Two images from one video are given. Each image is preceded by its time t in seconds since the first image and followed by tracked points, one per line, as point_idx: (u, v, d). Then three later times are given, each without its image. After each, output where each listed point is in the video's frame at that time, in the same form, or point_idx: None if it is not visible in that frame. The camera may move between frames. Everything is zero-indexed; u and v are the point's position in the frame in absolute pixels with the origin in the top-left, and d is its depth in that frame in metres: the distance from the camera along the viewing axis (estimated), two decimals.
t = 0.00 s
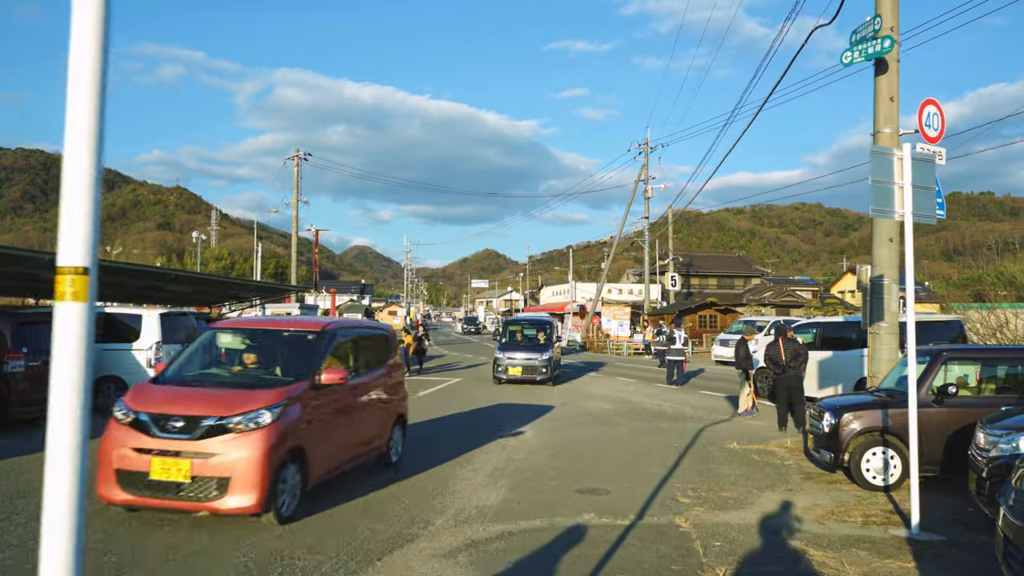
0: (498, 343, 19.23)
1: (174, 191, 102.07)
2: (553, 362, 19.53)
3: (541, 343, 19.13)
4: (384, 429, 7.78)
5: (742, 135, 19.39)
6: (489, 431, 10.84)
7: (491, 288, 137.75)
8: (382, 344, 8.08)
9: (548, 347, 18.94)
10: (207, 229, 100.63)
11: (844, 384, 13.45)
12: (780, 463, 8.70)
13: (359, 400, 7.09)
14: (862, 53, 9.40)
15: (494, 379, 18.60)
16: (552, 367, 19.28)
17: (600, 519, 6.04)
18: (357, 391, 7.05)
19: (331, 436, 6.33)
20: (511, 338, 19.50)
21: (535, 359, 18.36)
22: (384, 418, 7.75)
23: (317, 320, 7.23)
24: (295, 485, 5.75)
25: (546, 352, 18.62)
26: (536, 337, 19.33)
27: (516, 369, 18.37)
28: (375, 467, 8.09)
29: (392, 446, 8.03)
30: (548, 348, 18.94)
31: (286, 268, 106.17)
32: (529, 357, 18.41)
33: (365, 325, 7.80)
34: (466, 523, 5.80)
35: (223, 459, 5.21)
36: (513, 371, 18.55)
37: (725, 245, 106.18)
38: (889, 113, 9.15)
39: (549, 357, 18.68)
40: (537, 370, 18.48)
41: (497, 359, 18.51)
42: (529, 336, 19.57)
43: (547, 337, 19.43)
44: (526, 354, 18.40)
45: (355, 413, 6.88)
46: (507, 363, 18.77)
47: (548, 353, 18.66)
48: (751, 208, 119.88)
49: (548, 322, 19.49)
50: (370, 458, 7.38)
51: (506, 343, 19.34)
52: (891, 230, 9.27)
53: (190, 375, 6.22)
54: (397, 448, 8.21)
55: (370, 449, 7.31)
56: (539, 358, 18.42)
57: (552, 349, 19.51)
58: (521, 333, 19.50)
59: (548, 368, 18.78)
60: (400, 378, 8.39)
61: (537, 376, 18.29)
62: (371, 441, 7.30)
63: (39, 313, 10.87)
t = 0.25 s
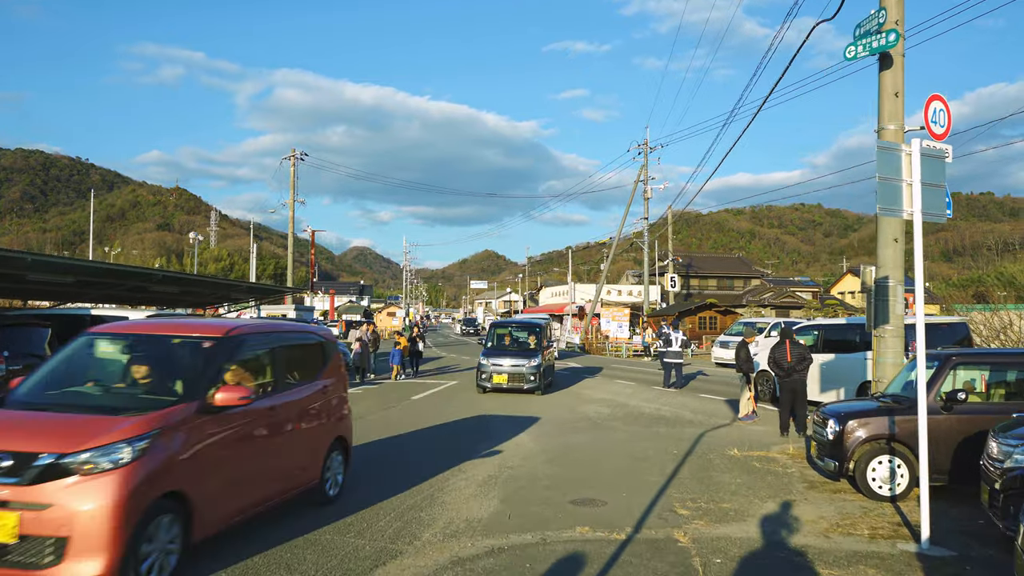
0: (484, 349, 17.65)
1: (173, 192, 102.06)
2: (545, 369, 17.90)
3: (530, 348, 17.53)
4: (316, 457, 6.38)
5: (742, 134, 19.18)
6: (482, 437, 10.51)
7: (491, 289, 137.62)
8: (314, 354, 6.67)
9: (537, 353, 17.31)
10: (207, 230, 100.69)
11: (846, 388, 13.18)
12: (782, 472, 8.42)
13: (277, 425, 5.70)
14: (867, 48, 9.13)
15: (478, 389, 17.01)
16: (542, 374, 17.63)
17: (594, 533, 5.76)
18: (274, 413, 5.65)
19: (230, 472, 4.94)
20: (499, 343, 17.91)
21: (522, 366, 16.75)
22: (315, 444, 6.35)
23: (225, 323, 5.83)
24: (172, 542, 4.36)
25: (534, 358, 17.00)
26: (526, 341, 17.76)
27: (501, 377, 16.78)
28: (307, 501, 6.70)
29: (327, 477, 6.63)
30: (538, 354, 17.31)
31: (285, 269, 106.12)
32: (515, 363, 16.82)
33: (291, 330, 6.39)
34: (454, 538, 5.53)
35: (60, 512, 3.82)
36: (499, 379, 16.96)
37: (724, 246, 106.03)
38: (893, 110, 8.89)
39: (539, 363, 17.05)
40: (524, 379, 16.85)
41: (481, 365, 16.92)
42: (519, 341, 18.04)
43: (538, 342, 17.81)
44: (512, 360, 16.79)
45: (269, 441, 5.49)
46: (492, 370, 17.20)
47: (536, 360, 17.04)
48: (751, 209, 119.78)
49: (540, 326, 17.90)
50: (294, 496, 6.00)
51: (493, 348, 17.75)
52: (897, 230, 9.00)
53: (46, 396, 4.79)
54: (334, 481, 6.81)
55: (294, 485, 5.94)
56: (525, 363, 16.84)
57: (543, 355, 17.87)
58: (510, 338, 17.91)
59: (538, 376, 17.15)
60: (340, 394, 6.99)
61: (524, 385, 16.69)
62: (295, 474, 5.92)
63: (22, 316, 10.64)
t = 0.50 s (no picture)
0: (465, 349, 15.64)
1: (173, 191, 101.97)
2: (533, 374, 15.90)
3: (516, 349, 15.52)
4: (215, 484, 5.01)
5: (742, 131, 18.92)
6: (477, 437, 10.20)
7: (491, 289, 137.37)
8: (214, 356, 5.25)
9: (523, 356, 15.28)
10: (206, 230, 100.52)
11: (850, 388, 12.89)
12: (785, 474, 8.15)
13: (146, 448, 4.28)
14: (873, 38, 8.84)
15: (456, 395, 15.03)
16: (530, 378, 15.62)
17: (590, 539, 5.48)
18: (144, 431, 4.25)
19: (62, 515, 3.56)
20: (481, 342, 15.88)
21: (506, 370, 14.70)
22: (211, 468, 4.96)
23: (76, 312, 4.38)
24: None
25: (520, 361, 14.99)
26: (512, 341, 15.75)
27: (482, 382, 14.77)
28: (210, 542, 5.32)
29: (230, 512, 5.23)
30: (524, 357, 15.31)
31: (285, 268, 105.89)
32: (499, 367, 14.78)
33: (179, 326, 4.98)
34: (442, 544, 5.26)
35: None
36: (479, 384, 14.93)
37: (725, 246, 105.79)
38: (900, 102, 8.59)
39: (525, 366, 15.03)
40: (509, 385, 14.86)
41: (460, 368, 14.89)
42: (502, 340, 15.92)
43: (526, 343, 15.82)
44: (495, 363, 14.78)
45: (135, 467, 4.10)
46: (473, 375, 15.02)
47: (523, 363, 15.05)
48: (751, 209, 119.56)
49: (528, 325, 15.90)
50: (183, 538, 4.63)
51: (475, 348, 15.73)
52: (904, 226, 8.73)
53: None
54: (240, 518, 5.37)
55: (176, 527, 4.53)
56: (510, 366, 14.87)
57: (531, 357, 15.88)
58: (493, 338, 15.87)
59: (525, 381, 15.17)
60: (250, 409, 5.55)
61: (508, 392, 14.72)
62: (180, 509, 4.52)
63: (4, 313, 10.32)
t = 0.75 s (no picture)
0: (441, 354, 13.82)
1: (172, 191, 101.69)
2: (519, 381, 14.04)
3: (499, 353, 13.68)
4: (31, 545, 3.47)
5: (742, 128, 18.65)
6: (472, 442, 9.89)
7: (490, 288, 137.05)
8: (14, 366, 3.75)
9: (506, 360, 13.40)
10: (205, 229, 100.23)
11: (854, 390, 12.62)
12: (789, 480, 7.87)
13: None
14: (879, 29, 8.56)
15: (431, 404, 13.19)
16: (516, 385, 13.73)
17: (586, 553, 5.21)
18: None
19: None
20: (459, 346, 14.02)
21: (485, 375, 12.85)
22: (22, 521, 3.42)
23: None
24: None
25: (502, 365, 13.13)
26: (494, 344, 13.88)
27: (457, 389, 12.87)
28: None
29: None
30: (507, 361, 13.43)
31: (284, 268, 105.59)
32: (478, 372, 12.92)
33: None
34: (430, 559, 4.98)
35: None
36: (455, 393, 13.02)
37: (725, 246, 105.47)
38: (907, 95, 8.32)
39: (507, 372, 13.17)
40: (489, 394, 12.90)
41: (432, 374, 13.00)
42: (484, 344, 14.00)
43: (511, 346, 13.98)
44: (473, 368, 12.93)
45: None
46: (448, 382, 13.04)
47: (505, 367, 13.19)
48: (750, 208, 119.32)
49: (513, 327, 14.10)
50: None
51: (452, 352, 13.89)
52: (911, 223, 8.46)
53: None
54: None
55: None
56: (490, 373, 12.90)
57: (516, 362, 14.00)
58: (474, 340, 14.03)
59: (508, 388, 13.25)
60: (101, 440, 4.20)
61: (487, 400, 12.81)
62: None
63: None
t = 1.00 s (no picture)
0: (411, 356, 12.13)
1: (172, 190, 101.60)
2: (498, 389, 12.38)
3: (477, 357, 12.01)
4: None
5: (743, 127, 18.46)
6: (467, 446, 9.62)
7: (490, 288, 136.85)
8: None
9: (485, 365, 11.74)
10: (205, 230, 100.05)
11: (858, 392, 12.36)
12: (793, 485, 7.61)
13: None
14: (887, 19, 8.27)
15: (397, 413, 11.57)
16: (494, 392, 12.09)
17: (581, 564, 4.93)
18: None
19: None
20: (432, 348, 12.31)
21: (459, 382, 11.16)
22: None
23: None
24: None
25: (479, 371, 11.47)
26: (473, 346, 12.21)
27: (427, 397, 11.14)
28: None
29: None
30: (487, 367, 11.79)
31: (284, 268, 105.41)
32: (451, 378, 11.24)
33: None
34: (416, 572, 4.71)
35: None
36: (423, 402, 11.30)
37: (725, 246, 105.24)
38: (915, 87, 8.06)
39: (485, 380, 11.52)
40: (462, 404, 11.20)
41: (399, 380, 11.32)
42: (462, 345, 12.27)
43: (491, 350, 12.32)
44: (447, 374, 11.25)
45: None
46: (417, 389, 11.34)
47: (483, 373, 11.54)
48: (751, 209, 119.12)
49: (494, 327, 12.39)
50: None
51: (424, 355, 12.18)
52: (919, 219, 8.18)
53: None
54: None
55: None
56: (464, 379, 11.18)
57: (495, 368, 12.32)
58: (451, 342, 12.31)
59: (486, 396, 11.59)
60: None
61: (458, 411, 11.13)
62: None
63: None
